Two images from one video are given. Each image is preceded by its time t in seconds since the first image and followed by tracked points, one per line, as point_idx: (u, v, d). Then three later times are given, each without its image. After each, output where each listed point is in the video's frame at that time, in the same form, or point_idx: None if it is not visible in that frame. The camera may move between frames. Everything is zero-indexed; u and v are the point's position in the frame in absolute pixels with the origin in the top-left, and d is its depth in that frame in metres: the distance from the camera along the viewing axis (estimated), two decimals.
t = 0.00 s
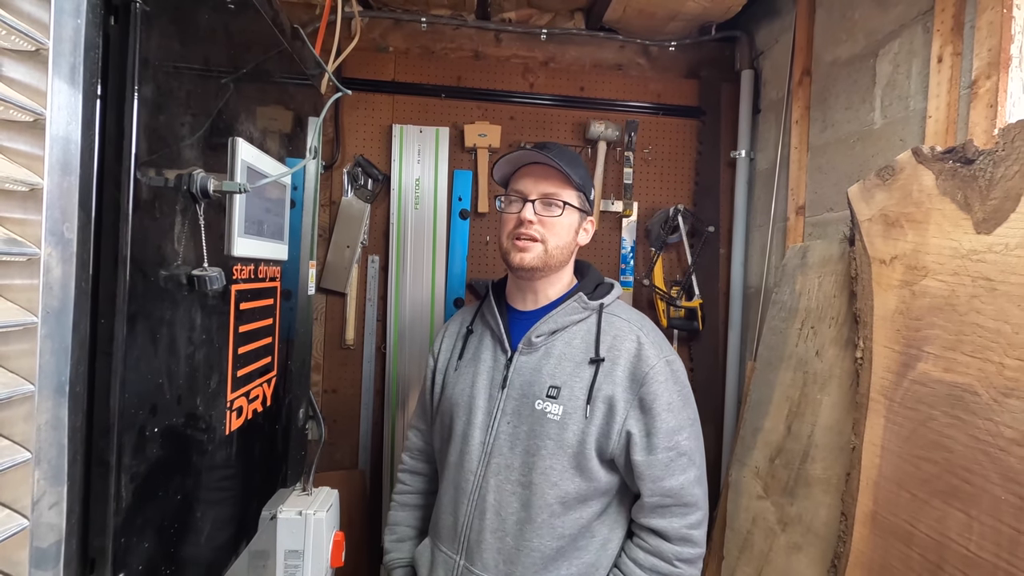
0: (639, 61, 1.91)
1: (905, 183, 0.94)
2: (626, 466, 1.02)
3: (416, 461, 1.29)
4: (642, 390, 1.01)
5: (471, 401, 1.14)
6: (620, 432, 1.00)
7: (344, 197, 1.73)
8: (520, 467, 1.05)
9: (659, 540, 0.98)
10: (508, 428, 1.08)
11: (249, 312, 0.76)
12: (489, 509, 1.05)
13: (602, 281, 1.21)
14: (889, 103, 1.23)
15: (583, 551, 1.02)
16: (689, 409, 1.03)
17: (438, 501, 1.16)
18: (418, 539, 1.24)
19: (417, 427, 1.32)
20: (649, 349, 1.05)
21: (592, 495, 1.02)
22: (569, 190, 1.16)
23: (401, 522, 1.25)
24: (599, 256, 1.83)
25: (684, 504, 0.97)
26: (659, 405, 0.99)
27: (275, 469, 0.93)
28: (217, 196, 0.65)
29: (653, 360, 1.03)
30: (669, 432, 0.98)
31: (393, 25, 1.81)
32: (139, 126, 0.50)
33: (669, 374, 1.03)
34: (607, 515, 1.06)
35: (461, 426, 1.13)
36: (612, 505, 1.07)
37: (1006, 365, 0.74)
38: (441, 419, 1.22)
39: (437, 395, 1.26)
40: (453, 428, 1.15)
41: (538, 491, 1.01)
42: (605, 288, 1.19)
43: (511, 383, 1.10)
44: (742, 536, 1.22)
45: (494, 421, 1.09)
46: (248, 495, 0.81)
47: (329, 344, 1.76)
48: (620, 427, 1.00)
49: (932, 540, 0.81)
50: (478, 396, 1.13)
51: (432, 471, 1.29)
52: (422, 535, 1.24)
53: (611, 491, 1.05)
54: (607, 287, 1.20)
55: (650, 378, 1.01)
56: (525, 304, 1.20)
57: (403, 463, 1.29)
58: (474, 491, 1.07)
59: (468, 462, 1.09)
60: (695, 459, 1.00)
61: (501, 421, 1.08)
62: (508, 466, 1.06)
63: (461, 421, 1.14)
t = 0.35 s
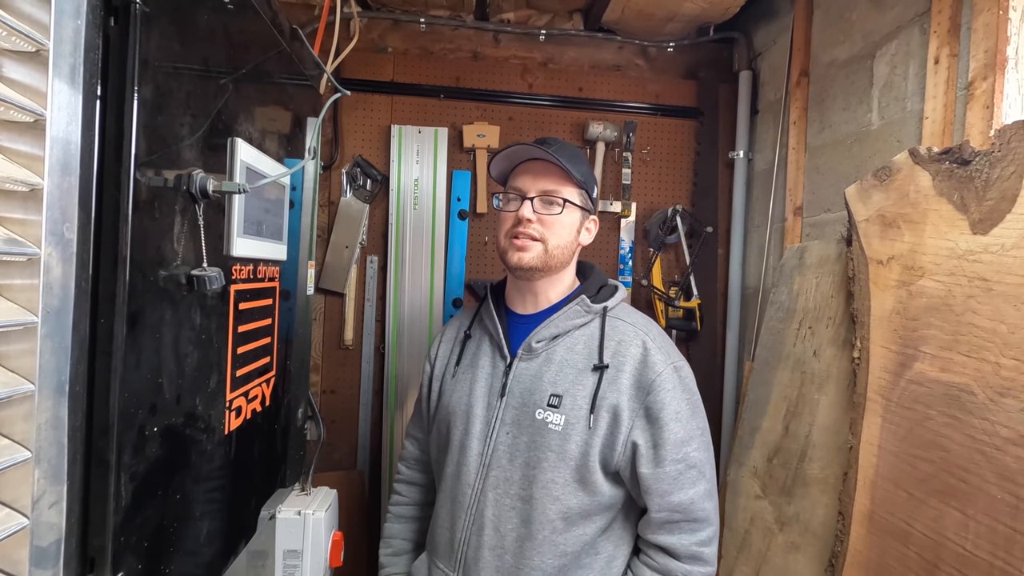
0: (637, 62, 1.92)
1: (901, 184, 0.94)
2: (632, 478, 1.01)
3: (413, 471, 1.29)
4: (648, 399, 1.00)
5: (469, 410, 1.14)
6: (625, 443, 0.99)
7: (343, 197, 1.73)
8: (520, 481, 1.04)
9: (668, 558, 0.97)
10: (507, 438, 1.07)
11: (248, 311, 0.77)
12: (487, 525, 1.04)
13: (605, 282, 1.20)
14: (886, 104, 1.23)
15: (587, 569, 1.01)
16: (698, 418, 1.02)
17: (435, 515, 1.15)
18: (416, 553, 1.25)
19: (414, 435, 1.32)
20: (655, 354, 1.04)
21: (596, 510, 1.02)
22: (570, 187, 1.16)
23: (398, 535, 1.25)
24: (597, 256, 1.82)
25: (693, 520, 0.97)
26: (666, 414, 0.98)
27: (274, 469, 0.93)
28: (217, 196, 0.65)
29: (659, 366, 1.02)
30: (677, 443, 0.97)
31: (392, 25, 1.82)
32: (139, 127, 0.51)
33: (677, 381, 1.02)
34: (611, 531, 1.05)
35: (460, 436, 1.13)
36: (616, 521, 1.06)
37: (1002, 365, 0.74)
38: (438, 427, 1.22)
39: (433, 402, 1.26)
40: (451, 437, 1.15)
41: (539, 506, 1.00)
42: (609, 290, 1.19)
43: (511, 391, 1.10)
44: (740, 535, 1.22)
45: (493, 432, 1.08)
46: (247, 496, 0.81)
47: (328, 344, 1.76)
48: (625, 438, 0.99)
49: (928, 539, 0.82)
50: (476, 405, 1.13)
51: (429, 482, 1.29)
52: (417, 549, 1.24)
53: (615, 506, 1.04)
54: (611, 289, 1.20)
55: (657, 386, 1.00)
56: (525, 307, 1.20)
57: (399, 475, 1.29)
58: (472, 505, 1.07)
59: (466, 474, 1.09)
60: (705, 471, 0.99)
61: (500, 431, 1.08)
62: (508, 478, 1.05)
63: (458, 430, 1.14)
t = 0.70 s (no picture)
0: (636, 61, 1.92)
1: (899, 183, 0.95)
2: (631, 485, 1.00)
3: (412, 471, 1.30)
4: (649, 403, 0.99)
5: (467, 410, 1.14)
6: (624, 449, 0.99)
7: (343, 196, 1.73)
8: (516, 485, 1.04)
9: (667, 568, 0.96)
10: (504, 441, 1.07)
11: (249, 309, 0.77)
12: (482, 529, 1.04)
13: (607, 281, 1.20)
14: (884, 104, 1.24)
15: None
16: (701, 424, 1.00)
17: (431, 517, 1.16)
18: (412, 555, 1.24)
19: (414, 434, 1.32)
20: (657, 356, 1.03)
21: (593, 517, 1.01)
22: (573, 181, 1.16)
23: (396, 536, 1.26)
24: (596, 256, 1.83)
25: (695, 530, 0.95)
26: (668, 420, 0.96)
27: (274, 466, 0.93)
28: (218, 194, 0.65)
29: (661, 370, 1.00)
30: (678, 450, 0.96)
31: (392, 25, 1.82)
32: (141, 124, 0.51)
33: (680, 386, 1.00)
34: (608, 539, 1.05)
35: (457, 437, 1.14)
36: (613, 529, 1.06)
37: (999, 362, 0.75)
38: (437, 427, 1.22)
39: (432, 402, 1.26)
40: (448, 437, 1.16)
41: (534, 512, 1.00)
42: (611, 290, 1.18)
43: (509, 394, 1.10)
44: (739, 533, 1.23)
45: (490, 435, 1.09)
46: (247, 493, 0.81)
47: (328, 344, 1.76)
48: (624, 444, 0.98)
49: (926, 535, 0.82)
50: (473, 406, 1.13)
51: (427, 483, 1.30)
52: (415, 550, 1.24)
53: (612, 513, 1.03)
54: (612, 288, 1.19)
55: (659, 391, 0.98)
56: (525, 307, 1.21)
57: (399, 474, 1.30)
58: (468, 508, 1.07)
59: (462, 477, 1.09)
60: (708, 479, 0.97)
61: (497, 433, 1.08)
62: (504, 482, 1.05)
63: (456, 431, 1.14)
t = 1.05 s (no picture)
0: (636, 61, 1.92)
1: (898, 181, 0.95)
2: (623, 475, 1.01)
3: (413, 461, 1.30)
4: (642, 397, 0.99)
5: (466, 402, 1.14)
6: (616, 441, 0.99)
7: (342, 195, 1.73)
8: (513, 475, 1.04)
9: (657, 554, 0.96)
10: (501, 432, 1.08)
11: (250, 307, 0.77)
12: (479, 517, 1.05)
13: (604, 276, 1.20)
14: (883, 103, 1.24)
15: (577, 562, 1.02)
16: (694, 417, 1.01)
17: (432, 506, 1.16)
18: (413, 541, 1.25)
19: (416, 425, 1.32)
20: (651, 350, 1.03)
21: (587, 506, 1.01)
22: (570, 180, 1.16)
23: (397, 523, 1.26)
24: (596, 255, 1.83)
25: (684, 518, 0.96)
26: (660, 413, 0.97)
27: (275, 463, 0.94)
28: (220, 191, 0.65)
29: (655, 364, 1.00)
30: (670, 442, 0.96)
31: (391, 24, 1.81)
32: (144, 122, 0.51)
33: (673, 379, 1.01)
34: (602, 526, 1.05)
35: (456, 428, 1.14)
36: (607, 517, 1.06)
37: (997, 359, 0.75)
38: (438, 418, 1.22)
39: (433, 393, 1.26)
40: (448, 429, 1.16)
41: (530, 501, 1.00)
42: (608, 286, 1.18)
43: (506, 387, 1.11)
44: (738, 531, 1.23)
45: (487, 425, 1.09)
46: (249, 489, 0.81)
47: (328, 342, 1.77)
48: (617, 436, 0.99)
49: (925, 532, 0.82)
50: (472, 398, 1.14)
51: (429, 472, 1.30)
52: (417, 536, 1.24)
53: (606, 502, 1.03)
54: (609, 284, 1.19)
55: (652, 385, 0.99)
56: (524, 302, 1.21)
57: (402, 463, 1.30)
58: (466, 497, 1.08)
59: (460, 466, 1.10)
60: (700, 471, 0.98)
61: (494, 424, 1.09)
62: (501, 472, 1.05)
63: (456, 422, 1.15)
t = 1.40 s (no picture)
0: (635, 60, 1.92)
1: (897, 180, 0.95)
2: (616, 457, 1.03)
3: (412, 449, 1.30)
4: (632, 384, 1.01)
5: (466, 393, 1.14)
6: (610, 425, 1.01)
7: (341, 195, 1.73)
8: (513, 459, 1.05)
9: (648, 525, 0.99)
10: (502, 420, 1.08)
11: (249, 305, 0.77)
12: (482, 499, 1.05)
13: (593, 273, 1.21)
14: (882, 101, 1.24)
15: (575, 536, 1.03)
16: (678, 401, 1.04)
17: (434, 489, 1.16)
18: (417, 523, 1.25)
19: (415, 416, 1.31)
20: (639, 343, 1.05)
21: (583, 484, 1.03)
22: (564, 183, 1.17)
23: (400, 507, 1.25)
24: (596, 255, 1.83)
25: (671, 492, 0.99)
26: (649, 398, 1.00)
27: (275, 461, 0.94)
28: (219, 188, 0.65)
29: (643, 354, 1.03)
30: (658, 425, 0.99)
31: (391, 22, 1.81)
32: (143, 120, 0.51)
33: (660, 368, 1.03)
34: (597, 501, 1.06)
35: (457, 417, 1.14)
36: (602, 492, 1.07)
37: (996, 357, 0.75)
38: (438, 410, 1.22)
39: (432, 386, 1.26)
40: (448, 419, 1.16)
41: (530, 482, 1.02)
42: (597, 281, 1.18)
43: (505, 377, 1.10)
44: (737, 529, 1.23)
45: (488, 414, 1.09)
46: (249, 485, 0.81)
47: (327, 341, 1.77)
48: (610, 420, 1.01)
49: (924, 530, 0.83)
50: (473, 387, 1.13)
51: (429, 458, 1.30)
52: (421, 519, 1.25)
53: (602, 480, 1.05)
54: (598, 280, 1.20)
55: (641, 373, 1.01)
56: (518, 297, 1.21)
57: (401, 451, 1.29)
58: (467, 483, 1.07)
59: (461, 454, 1.09)
60: (684, 449, 1.01)
61: (495, 413, 1.09)
62: (501, 457, 1.06)
63: (456, 411, 1.14)
